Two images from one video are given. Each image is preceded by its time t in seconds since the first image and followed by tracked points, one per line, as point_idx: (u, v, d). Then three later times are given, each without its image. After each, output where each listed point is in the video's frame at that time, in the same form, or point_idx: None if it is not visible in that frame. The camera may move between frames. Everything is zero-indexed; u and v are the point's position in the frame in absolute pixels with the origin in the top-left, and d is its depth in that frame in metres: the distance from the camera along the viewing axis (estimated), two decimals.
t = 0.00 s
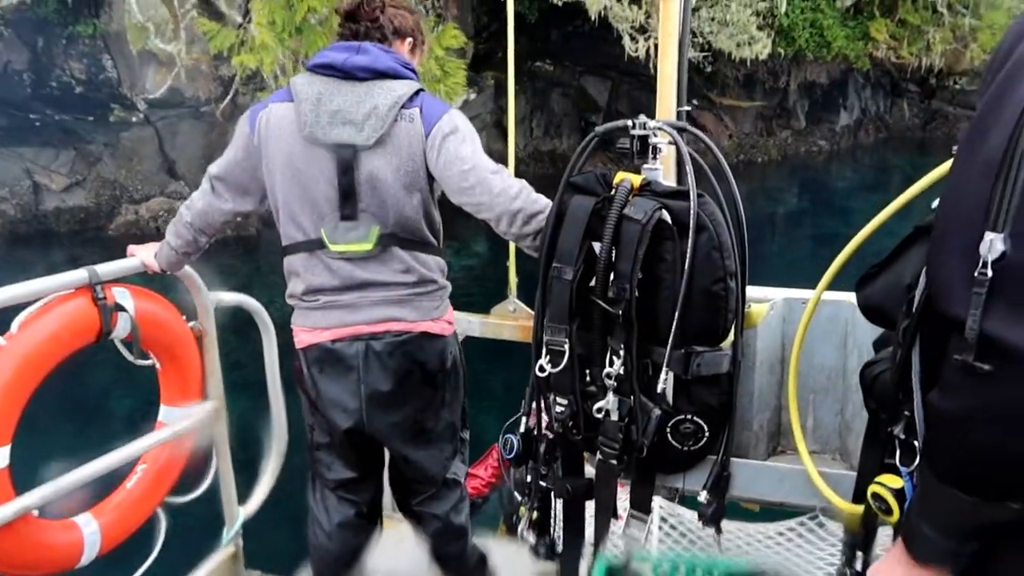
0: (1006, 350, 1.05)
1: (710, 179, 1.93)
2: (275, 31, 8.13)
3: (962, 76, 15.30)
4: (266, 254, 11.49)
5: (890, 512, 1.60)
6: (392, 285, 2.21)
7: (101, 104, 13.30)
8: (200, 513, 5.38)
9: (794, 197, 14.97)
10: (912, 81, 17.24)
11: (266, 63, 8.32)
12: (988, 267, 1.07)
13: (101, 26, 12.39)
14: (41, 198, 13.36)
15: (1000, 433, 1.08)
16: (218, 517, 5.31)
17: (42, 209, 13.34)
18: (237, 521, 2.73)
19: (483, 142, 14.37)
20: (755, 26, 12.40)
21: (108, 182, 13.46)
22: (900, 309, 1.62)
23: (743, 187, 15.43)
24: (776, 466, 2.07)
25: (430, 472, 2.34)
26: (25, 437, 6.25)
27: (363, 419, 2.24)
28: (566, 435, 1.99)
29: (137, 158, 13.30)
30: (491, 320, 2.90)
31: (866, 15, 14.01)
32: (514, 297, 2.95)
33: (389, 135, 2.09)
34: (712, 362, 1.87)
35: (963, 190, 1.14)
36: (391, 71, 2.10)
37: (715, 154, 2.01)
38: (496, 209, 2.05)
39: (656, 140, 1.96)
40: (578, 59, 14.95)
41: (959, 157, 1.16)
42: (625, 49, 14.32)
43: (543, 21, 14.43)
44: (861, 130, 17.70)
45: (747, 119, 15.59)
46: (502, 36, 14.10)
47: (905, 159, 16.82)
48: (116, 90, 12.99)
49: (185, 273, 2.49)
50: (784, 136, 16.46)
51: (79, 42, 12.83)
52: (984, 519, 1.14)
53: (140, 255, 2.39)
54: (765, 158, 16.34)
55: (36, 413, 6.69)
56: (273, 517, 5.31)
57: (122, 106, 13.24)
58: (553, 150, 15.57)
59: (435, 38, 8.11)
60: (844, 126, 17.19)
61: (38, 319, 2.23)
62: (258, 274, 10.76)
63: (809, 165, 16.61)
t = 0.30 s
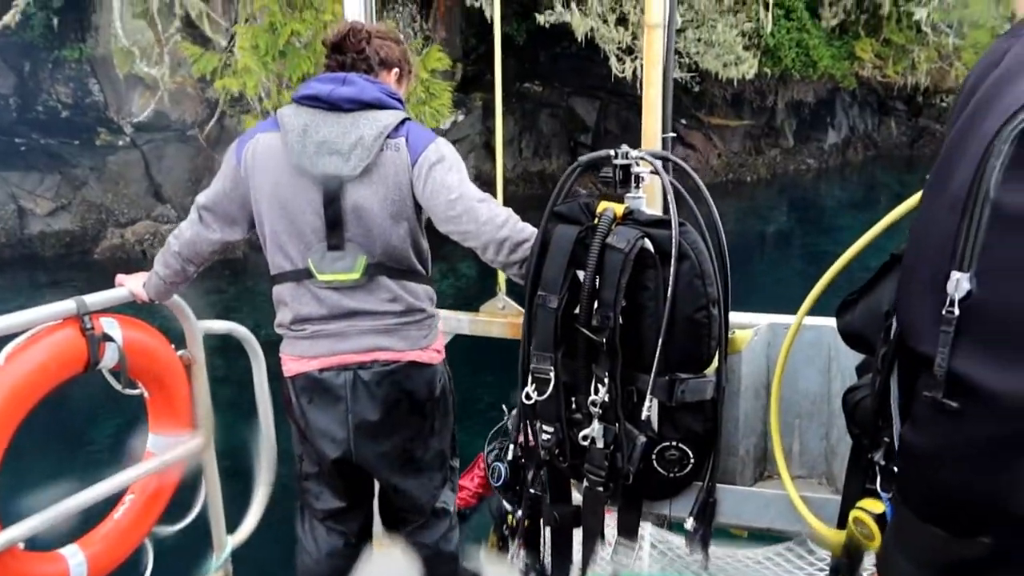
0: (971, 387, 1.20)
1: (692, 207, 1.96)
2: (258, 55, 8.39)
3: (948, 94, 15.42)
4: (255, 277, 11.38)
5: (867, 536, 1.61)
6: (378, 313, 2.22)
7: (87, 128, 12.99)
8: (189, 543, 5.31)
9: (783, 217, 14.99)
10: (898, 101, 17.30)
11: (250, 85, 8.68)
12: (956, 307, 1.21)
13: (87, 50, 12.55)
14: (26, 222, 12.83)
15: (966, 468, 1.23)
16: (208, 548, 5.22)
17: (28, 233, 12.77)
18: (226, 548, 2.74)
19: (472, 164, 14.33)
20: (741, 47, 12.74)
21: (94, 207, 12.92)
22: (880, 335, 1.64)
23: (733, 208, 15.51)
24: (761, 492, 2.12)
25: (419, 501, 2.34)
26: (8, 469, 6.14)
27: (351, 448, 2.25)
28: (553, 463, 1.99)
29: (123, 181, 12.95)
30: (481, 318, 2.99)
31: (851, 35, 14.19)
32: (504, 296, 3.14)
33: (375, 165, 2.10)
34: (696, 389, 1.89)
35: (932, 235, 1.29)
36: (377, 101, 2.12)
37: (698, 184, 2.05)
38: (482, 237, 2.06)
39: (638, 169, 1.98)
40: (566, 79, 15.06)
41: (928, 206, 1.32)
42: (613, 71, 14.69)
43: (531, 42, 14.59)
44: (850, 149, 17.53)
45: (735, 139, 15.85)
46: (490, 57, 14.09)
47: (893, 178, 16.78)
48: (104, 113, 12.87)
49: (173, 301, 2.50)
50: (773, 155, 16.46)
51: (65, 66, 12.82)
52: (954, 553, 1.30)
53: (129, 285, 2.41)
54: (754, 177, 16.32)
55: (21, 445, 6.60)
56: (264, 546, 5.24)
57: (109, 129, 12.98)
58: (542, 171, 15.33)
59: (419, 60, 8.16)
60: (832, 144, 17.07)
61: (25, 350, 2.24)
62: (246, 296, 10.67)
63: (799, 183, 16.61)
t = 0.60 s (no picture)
0: (945, 412, 1.23)
1: (683, 228, 1.98)
2: (251, 75, 8.39)
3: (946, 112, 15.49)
4: (250, 296, 11.35)
5: (856, 559, 1.61)
6: (374, 334, 2.23)
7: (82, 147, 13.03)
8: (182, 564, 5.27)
9: (781, 233, 14.93)
10: (896, 118, 17.26)
11: (241, 105, 8.48)
12: (929, 332, 1.24)
13: (84, 70, 12.56)
14: (20, 241, 12.70)
15: (942, 494, 1.26)
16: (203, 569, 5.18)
17: (22, 252, 12.62)
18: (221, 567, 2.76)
19: (468, 182, 14.34)
20: (736, 65, 12.83)
21: (88, 225, 12.95)
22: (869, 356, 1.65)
23: (731, 223, 15.42)
24: (754, 513, 2.17)
25: (414, 521, 2.34)
26: None
27: (346, 468, 2.26)
28: (546, 483, 1.99)
29: (118, 200, 12.96)
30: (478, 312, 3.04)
31: (847, 53, 14.26)
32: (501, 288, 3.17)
33: (369, 188, 2.13)
34: (688, 410, 1.90)
35: (906, 263, 1.34)
36: (371, 125, 2.14)
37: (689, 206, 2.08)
38: (475, 259, 2.08)
39: (629, 191, 2.00)
40: (563, 98, 15.18)
41: (905, 232, 1.37)
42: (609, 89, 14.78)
43: (529, 62, 14.66)
44: (847, 166, 17.64)
45: (732, 155, 15.95)
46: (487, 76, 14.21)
47: (894, 195, 16.71)
48: (99, 132, 12.90)
49: (169, 322, 2.51)
50: (770, 171, 16.55)
51: (62, 86, 12.84)
52: None
53: (125, 305, 2.41)
54: (751, 195, 16.40)
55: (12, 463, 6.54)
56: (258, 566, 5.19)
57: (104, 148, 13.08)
58: (539, 188, 15.33)
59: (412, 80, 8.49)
60: (829, 162, 17.31)
61: (22, 372, 2.25)
62: (242, 314, 10.64)
63: (798, 201, 16.59)
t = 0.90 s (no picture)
0: (936, 420, 1.23)
1: (684, 232, 1.97)
2: (249, 80, 8.45)
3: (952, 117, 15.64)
4: (252, 301, 11.32)
5: (857, 565, 1.61)
6: (377, 337, 2.24)
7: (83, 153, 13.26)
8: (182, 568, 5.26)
9: (786, 237, 14.91)
10: (901, 124, 17.43)
11: (238, 109, 8.46)
12: (920, 341, 1.24)
13: (86, 76, 12.85)
14: (21, 246, 12.64)
15: (934, 501, 1.25)
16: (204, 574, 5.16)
17: (23, 258, 12.57)
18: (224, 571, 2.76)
19: (471, 187, 14.32)
20: (740, 71, 12.74)
21: (90, 230, 12.88)
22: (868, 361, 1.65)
23: (734, 229, 15.22)
24: (756, 519, 2.16)
25: (416, 524, 2.34)
26: None
27: (347, 470, 2.25)
28: (547, 487, 1.99)
29: (120, 206, 12.95)
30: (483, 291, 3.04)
31: (851, 59, 14.36)
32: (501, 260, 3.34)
33: (371, 192, 2.13)
34: (690, 415, 1.90)
35: (896, 270, 1.34)
36: (373, 129, 2.15)
37: (689, 210, 2.07)
38: (476, 262, 2.08)
39: (631, 196, 2.00)
40: (566, 104, 15.29)
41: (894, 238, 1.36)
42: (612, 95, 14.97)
43: (533, 67, 14.79)
44: (853, 172, 17.67)
45: (737, 161, 15.88)
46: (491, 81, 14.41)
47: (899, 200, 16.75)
48: (101, 138, 13.15)
49: (173, 325, 2.52)
50: (774, 177, 16.59)
51: (64, 92, 13.11)
52: None
53: (130, 308, 2.43)
54: (756, 201, 16.27)
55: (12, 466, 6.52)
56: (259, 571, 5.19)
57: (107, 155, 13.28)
58: (542, 194, 15.14)
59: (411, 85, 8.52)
60: (834, 167, 17.38)
61: (26, 374, 2.27)
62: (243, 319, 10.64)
63: (801, 207, 16.57)
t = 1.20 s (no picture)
0: (933, 430, 1.22)
1: (688, 236, 1.96)
2: (243, 83, 8.50)
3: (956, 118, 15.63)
4: (250, 306, 11.30)
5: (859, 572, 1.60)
6: (380, 340, 2.23)
7: (81, 155, 13.25)
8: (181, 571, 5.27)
9: (788, 240, 14.88)
10: (905, 125, 17.38)
11: (233, 112, 8.70)
12: (917, 350, 1.23)
13: (84, 79, 12.99)
14: (20, 249, 12.70)
15: (932, 511, 1.25)
16: None
17: (21, 261, 12.65)
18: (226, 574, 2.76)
19: (471, 190, 14.30)
20: (742, 73, 12.70)
21: (89, 234, 12.81)
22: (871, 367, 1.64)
23: (738, 231, 15.24)
24: (758, 525, 2.13)
25: (418, 527, 2.33)
26: None
27: (350, 472, 2.25)
28: (549, 492, 1.98)
29: (118, 209, 12.96)
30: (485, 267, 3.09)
31: (854, 61, 14.33)
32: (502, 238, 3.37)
33: (374, 196, 2.13)
34: (693, 420, 1.89)
35: (896, 277, 1.33)
36: (377, 133, 2.15)
37: (693, 214, 2.06)
38: (478, 266, 2.07)
39: (635, 200, 1.99)
40: (568, 106, 15.26)
41: (895, 249, 1.35)
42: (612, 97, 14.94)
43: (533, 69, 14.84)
44: (856, 173, 17.52)
45: (739, 164, 16.01)
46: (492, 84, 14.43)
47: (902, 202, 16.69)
48: (100, 142, 13.21)
49: (176, 328, 2.52)
50: (777, 179, 16.53)
51: (63, 96, 13.22)
52: None
53: (132, 311, 2.42)
54: (758, 204, 16.32)
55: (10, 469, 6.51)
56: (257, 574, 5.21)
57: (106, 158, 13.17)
58: (544, 197, 15.14)
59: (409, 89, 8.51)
60: (838, 169, 17.27)
61: (29, 376, 2.27)
62: (243, 322, 10.65)
63: (805, 211, 16.45)
